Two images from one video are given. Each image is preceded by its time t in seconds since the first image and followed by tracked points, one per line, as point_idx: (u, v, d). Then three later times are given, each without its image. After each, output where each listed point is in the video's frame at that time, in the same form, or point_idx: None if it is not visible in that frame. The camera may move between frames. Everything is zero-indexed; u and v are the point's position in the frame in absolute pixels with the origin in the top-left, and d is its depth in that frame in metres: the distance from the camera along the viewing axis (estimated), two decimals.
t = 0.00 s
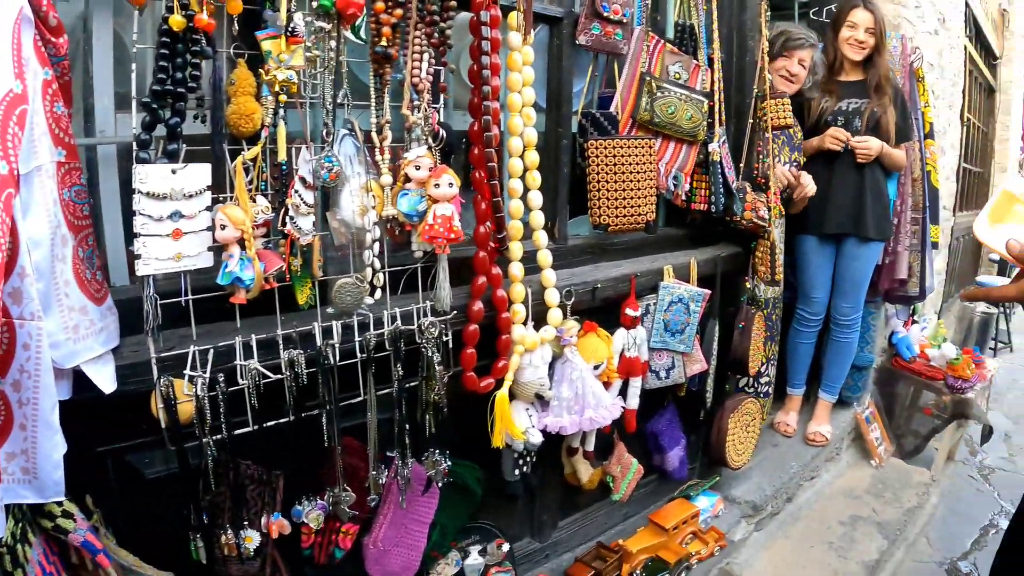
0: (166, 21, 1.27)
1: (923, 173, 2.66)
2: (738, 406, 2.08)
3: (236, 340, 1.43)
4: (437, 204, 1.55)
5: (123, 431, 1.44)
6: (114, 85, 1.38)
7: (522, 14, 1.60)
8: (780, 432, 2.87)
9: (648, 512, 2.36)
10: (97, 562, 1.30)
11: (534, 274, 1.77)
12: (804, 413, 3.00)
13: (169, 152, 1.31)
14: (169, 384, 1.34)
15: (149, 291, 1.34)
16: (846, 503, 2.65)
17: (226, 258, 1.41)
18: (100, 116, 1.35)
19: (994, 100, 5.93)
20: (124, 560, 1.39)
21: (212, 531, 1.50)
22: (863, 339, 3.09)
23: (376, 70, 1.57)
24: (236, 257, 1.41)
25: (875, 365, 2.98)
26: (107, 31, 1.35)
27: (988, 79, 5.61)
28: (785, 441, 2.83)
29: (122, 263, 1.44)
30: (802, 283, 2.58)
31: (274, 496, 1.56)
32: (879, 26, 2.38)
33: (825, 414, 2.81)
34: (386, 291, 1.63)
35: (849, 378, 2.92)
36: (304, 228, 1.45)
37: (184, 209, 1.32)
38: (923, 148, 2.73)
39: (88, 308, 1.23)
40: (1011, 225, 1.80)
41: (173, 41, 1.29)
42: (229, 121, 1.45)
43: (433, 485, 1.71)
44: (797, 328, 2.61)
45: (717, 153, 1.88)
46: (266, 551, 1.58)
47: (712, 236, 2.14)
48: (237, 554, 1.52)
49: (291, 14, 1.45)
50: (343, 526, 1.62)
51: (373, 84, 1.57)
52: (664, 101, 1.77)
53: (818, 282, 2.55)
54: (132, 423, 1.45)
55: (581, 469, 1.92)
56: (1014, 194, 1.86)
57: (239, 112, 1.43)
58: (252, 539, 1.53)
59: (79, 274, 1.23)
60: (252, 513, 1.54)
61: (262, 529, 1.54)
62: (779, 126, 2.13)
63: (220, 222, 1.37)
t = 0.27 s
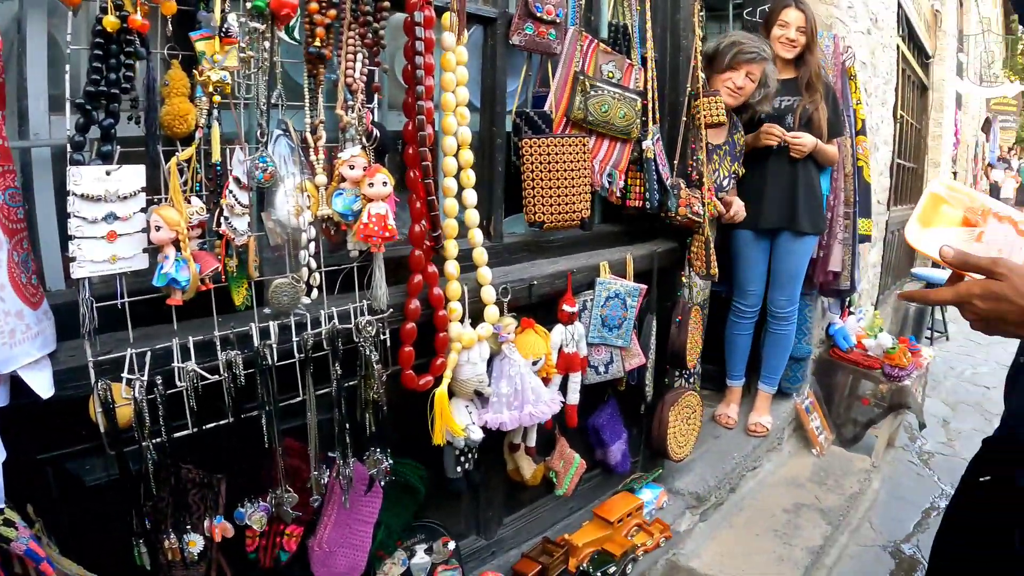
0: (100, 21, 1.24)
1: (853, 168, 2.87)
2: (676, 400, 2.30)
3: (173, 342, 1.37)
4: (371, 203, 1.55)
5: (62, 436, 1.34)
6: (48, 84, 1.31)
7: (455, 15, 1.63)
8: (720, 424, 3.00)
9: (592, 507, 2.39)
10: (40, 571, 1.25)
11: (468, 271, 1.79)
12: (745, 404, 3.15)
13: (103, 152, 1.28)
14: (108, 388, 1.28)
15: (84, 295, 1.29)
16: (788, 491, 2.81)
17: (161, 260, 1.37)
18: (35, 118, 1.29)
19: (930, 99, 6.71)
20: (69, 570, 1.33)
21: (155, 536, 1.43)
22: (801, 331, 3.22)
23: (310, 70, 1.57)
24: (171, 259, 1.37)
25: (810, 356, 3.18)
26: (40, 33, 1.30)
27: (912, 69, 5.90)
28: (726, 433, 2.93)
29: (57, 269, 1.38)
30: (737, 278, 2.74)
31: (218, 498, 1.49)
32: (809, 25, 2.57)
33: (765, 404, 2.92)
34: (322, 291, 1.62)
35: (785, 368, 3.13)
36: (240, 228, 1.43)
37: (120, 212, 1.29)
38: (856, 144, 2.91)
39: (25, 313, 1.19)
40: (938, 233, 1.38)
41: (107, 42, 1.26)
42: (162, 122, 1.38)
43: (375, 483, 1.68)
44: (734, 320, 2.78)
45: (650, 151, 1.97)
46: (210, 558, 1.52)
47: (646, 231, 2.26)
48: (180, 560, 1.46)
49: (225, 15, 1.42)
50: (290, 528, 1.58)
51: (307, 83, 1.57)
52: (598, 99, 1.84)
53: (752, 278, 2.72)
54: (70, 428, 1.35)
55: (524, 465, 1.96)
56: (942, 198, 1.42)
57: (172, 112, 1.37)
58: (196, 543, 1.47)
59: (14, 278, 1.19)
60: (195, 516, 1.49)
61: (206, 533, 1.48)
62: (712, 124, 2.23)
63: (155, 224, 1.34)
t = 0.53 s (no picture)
0: (41, 23, 1.24)
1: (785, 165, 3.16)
2: (618, 392, 2.44)
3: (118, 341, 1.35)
4: (310, 201, 1.57)
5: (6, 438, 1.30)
6: None
7: (393, 16, 1.67)
8: (664, 416, 3.09)
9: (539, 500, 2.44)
10: None
11: (408, 269, 1.84)
12: (688, 396, 3.26)
13: (47, 153, 1.26)
14: (53, 388, 1.26)
15: (29, 295, 1.28)
16: (732, 480, 2.90)
17: (103, 259, 1.36)
18: None
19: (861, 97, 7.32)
20: None
21: (103, 535, 1.40)
22: (741, 323, 3.34)
23: (249, 70, 1.57)
24: (114, 257, 1.36)
25: (750, 347, 3.33)
26: None
27: (847, 67, 6.16)
28: (669, 424, 3.04)
29: None
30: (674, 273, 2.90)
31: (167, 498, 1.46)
32: (742, 28, 2.73)
33: (706, 395, 3.05)
34: (264, 289, 1.63)
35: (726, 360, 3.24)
36: (182, 227, 1.43)
37: (63, 211, 1.29)
38: (788, 140, 3.22)
39: None
40: (865, 227, 1.47)
41: (50, 43, 1.26)
42: (104, 123, 1.38)
43: (321, 478, 1.68)
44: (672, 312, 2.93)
45: (584, 148, 2.10)
46: (161, 557, 1.49)
47: (582, 227, 2.41)
48: (130, 559, 1.43)
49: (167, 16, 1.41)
50: (239, 526, 1.56)
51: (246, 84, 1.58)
52: (534, 98, 1.94)
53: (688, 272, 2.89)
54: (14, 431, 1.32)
55: (468, 459, 2.01)
56: (867, 192, 1.50)
57: (115, 113, 1.37)
58: (146, 541, 1.44)
59: None
60: (144, 516, 1.45)
61: (154, 531, 1.45)
62: (648, 121, 2.33)
63: (98, 222, 1.32)
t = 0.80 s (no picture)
0: None
1: (722, 162, 3.32)
2: (564, 386, 2.52)
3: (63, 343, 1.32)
4: (252, 202, 1.56)
5: None
6: None
7: (334, 18, 1.70)
8: (611, 410, 3.16)
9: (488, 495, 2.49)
10: None
11: (350, 269, 1.87)
12: (634, 390, 3.36)
13: None
14: None
15: None
16: (681, 470, 3.00)
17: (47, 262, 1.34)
18: None
19: (803, 92, 7.65)
20: None
21: (54, 539, 1.36)
22: (684, 317, 3.45)
23: (190, 72, 1.56)
24: (58, 260, 1.34)
25: (694, 340, 3.45)
26: None
27: (787, 65, 6.37)
28: (616, 418, 3.12)
29: None
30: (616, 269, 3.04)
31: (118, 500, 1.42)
32: (682, 32, 2.84)
33: (652, 388, 3.14)
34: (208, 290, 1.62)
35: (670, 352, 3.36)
36: (127, 229, 1.41)
37: (7, 215, 1.27)
38: (727, 137, 3.37)
39: None
40: (791, 228, 1.55)
41: None
42: (47, 126, 1.36)
43: (269, 478, 1.66)
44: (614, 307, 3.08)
45: (519, 146, 2.22)
46: (113, 561, 1.44)
47: (523, 224, 2.51)
48: (82, 563, 1.39)
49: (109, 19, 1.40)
50: (189, 527, 1.53)
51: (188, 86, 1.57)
52: (473, 97, 2.05)
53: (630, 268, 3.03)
54: None
55: (416, 455, 2.05)
56: (792, 195, 1.58)
57: (58, 117, 1.34)
58: (97, 544, 1.40)
59: None
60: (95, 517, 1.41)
61: (106, 534, 1.41)
62: (585, 118, 2.45)
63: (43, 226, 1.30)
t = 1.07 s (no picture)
0: None
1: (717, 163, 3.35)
2: (559, 385, 2.53)
3: (64, 342, 1.34)
4: (250, 203, 1.58)
5: None
6: None
7: (330, 21, 1.72)
8: (608, 409, 3.19)
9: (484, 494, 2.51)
10: None
11: (347, 269, 1.90)
12: (631, 389, 3.38)
13: None
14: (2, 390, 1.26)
15: None
16: (677, 468, 3.03)
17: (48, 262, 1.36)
18: None
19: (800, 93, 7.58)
20: None
21: (54, 536, 1.37)
22: (679, 317, 3.47)
23: (188, 75, 1.59)
24: (59, 260, 1.35)
25: (690, 338, 3.46)
26: None
27: (784, 65, 6.40)
28: (612, 416, 3.15)
29: None
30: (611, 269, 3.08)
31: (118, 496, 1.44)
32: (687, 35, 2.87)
33: (648, 387, 3.17)
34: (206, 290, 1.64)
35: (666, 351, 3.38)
36: (125, 230, 1.42)
37: (8, 216, 1.29)
38: (720, 137, 3.41)
39: None
40: (779, 240, 1.59)
41: None
42: (47, 129, 1.37)
43: (267, 476, 1.67)
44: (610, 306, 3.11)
45: (513, 147, 2.24)
46: (112, 558, 1.46)
47: (519, 224, 2.53)
48: (81, 559, 1.40)
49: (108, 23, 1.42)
50: (187, 525, 1.55)
51: (185, 89, 1.59)
52: (468, 99, 2.07)
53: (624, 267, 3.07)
54: None
55: (412, 453, 2.07)
56: (781, 208, 1.63)
57: (58, 119, 1.36)
58: (98, 540, 1.41)
59: None
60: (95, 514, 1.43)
61: (106, 530, 1.43)
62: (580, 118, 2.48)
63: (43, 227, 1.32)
